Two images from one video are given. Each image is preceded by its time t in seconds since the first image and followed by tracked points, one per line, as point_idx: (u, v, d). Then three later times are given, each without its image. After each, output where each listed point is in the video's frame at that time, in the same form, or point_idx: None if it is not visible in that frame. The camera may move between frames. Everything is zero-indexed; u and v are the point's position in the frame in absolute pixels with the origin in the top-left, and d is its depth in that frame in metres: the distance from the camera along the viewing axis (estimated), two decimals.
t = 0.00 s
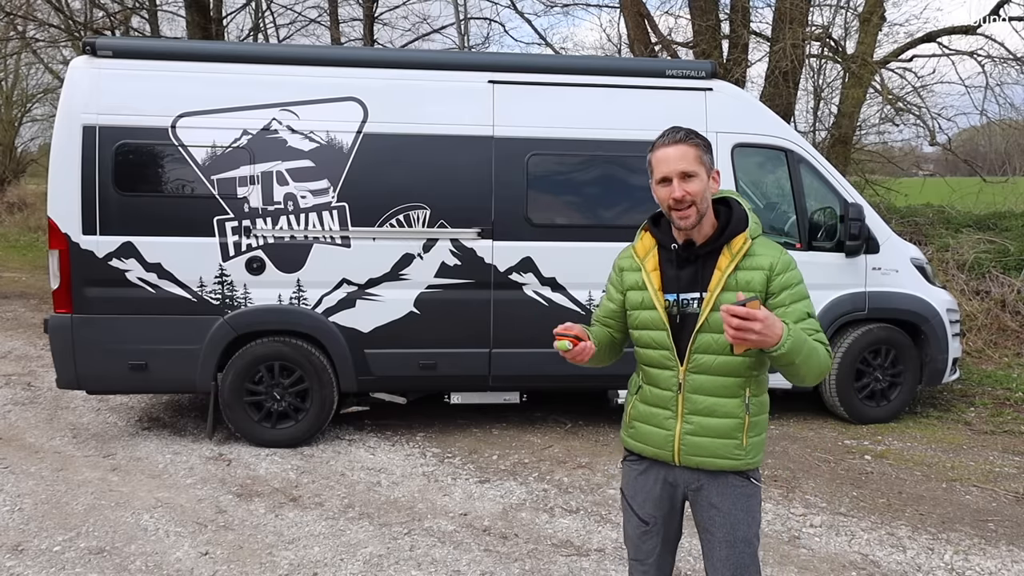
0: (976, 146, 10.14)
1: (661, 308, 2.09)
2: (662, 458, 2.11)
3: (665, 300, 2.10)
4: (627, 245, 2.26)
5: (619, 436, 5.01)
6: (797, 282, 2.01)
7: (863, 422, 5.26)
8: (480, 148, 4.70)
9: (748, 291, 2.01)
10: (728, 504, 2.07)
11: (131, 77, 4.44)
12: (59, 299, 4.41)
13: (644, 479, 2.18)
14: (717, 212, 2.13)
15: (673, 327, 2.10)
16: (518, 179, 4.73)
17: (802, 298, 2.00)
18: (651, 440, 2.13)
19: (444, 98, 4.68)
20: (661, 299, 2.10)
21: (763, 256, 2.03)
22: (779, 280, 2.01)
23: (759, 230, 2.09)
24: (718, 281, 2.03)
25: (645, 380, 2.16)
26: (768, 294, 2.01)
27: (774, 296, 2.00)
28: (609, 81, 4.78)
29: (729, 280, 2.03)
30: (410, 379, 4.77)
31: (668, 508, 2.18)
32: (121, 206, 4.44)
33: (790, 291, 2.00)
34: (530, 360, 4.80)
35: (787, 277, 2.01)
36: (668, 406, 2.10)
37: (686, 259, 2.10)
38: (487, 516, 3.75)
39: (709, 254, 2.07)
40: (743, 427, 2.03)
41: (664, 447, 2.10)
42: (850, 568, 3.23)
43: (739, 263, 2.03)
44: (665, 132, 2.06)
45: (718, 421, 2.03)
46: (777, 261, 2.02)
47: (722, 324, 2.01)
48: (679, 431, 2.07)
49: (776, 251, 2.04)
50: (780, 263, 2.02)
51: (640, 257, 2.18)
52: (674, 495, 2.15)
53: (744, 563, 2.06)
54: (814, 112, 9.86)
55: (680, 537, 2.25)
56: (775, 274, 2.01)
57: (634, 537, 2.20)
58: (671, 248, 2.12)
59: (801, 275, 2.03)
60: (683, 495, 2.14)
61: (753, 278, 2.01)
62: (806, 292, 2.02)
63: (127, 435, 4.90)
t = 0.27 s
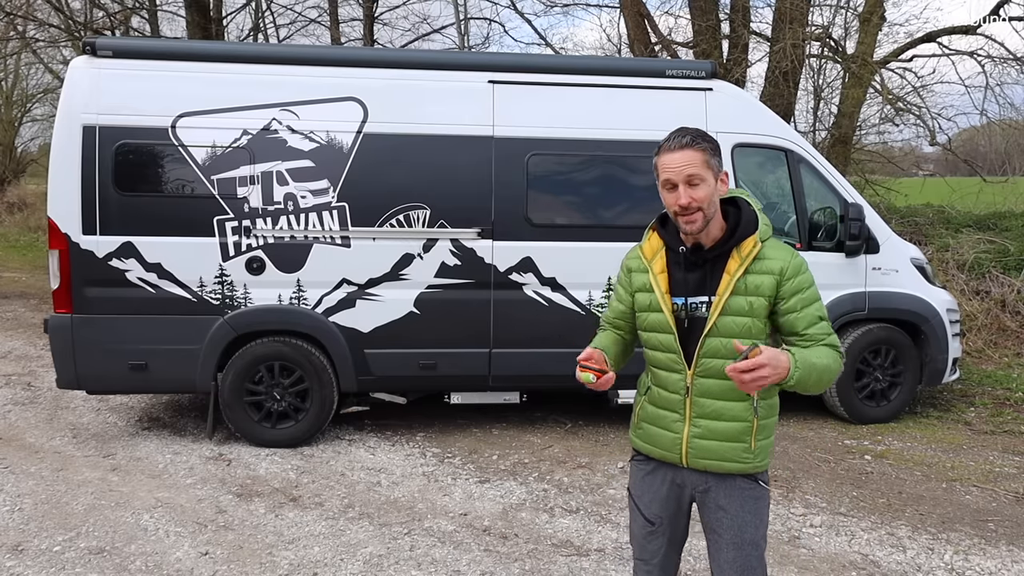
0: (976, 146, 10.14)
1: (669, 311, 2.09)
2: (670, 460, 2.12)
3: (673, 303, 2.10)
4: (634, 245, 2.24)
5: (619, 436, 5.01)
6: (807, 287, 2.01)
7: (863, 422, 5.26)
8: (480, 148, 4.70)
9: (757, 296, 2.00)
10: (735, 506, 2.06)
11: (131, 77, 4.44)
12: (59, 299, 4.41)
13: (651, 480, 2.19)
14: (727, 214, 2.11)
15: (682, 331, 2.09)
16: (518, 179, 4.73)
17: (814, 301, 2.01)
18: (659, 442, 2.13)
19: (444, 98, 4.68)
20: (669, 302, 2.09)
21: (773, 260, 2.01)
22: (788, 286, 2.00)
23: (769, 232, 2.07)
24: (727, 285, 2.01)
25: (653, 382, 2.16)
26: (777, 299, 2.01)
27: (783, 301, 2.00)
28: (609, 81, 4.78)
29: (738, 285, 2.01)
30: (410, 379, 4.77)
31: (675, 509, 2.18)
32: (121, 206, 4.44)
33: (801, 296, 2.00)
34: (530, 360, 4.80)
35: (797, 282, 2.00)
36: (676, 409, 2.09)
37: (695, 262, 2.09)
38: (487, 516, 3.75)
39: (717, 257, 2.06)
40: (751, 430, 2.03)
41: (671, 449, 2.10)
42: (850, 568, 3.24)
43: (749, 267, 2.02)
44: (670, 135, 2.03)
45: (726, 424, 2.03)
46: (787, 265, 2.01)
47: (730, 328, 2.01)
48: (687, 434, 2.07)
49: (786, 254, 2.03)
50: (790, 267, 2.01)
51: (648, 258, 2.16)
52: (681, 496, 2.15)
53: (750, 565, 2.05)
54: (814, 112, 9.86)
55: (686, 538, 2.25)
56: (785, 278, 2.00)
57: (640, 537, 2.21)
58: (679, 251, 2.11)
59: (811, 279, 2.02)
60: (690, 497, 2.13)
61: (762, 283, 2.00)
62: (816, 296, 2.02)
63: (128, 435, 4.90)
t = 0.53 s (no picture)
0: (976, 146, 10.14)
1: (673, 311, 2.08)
2: (673, 461, 2.12)
3: (677, 304, 2.09)
4: (639, 244, 2.23)
5: (619, 436, 5.01)
6: (812, 287, 1.98)
7: (863, 422, 5.26)
8: (480, 148, 4.70)
9: (761, 297, 1.99)
10: (739, 508, 2.06)
11: (131, 77, 4.44)
12: (59, 299, 4.41)
13: (655, 480, 2.19)
14: (733, 213, 2.09)
15: (685, 332, 2.09)
16: (518, 179, 4.73)
17: (820, 301, 1.97)
18: (662, 443, 2.13)
19: (445, 98, 4.68)
20: (673, 302, 2.08)
21: (778, 261, 2.00)
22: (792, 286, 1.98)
23: (775, 233, 2.05)
24: (731, 287, 2.01)
25: (657, 383, 2.16)
26: (782, 300, 2.00)
27: (789, 302, 1.98)
28: (609, 81, 4.78)
29: (742, 286, 2.01)
30: (410, 379, 4.77)
31: (678, 510, 2.18)
32: (121, 206, 4.44)
33: (806, 296, 1.97)
34: (530, 360, 4.80)
35: (802, 282, 1.98)
36: (679, 410, 2.09)
37: (699, 263, 2.08)
38: (487, 516, 3.75)
39: (722, 258, 2.05)
40: (755, 433, 2.02)
41: (674, 450, 2.10)
42: (850, 568, 3.24)
43: (754, 268, 2.01)
44: (675, 135, 2.02)
45: (729, 426, 2.03)
46: (792, 266, 1.99)
47: (734, 330, 2.01)
48: (690, 435, 2.07)
49: (792, 255, 2.01)
50: (795, 267, 1.99)
51: (654, 257, 2.16)
52: (684, 498, 2.16)
53: (753, 568, 2.05)
54: (814, 112, 9.86)
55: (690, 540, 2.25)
56: (789, 279, 1.98)
57: (642, 537, 2.21)
58: (684, 251, 2.10)
59: (818, 279, 1.99)
60: (693, 498, 2.14)
61: (766, 283, 1.99)
62: (824, 295, 1.98)
63: (128, 435, 4.90)
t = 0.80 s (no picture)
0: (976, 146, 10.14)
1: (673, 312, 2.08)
2: (674, 463, 2.12)
3: (677, 305, 2.09)
4: (642, 245, 2.24)
5: (619, 436, 5.01)
6: (812, 289, 1.98)
7: (863, 423, 5.26)
8: (480, 148, 4.70)
9: (761, 299, 1.99)
10: (740, 510, 2.06)
11: (130, 77, 4.44)
12: (59, 299, 4.41)
13: (656, 482, 2.19)
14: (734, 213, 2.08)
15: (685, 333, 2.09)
16: (518, 179, 4.73)
17: (819, 305, 1.97)
18: (663, 445, 2.13)
19: (445, 98, 4.68)
20: (673, 304, 2.08)
21: (779, 262, 1.99)
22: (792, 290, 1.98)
23: (777, 234, 2.04)
24: (731, 288, 2.01)
25: (658, 384, 2.17)
26: (782, 302, 1.99)
27: (789, 304, 1.98)
28: (609, 81, 4.78)
29: (742, 287, 2.00)
30: (410, 379, 4.77)
31: (679, 513, 2.18)
32: (121, 206, 4.44)
33: (806, 299, 1.97)
34: (530, 360, 4.80)
35: (802, 285, 1.97)
36: (680, 412, 2.10)
37: (700, 264, 2.08)
38: (487, 516, 3.75)
39: (723, 259, 2.04)
40: (756, 435, 2.02)
41: (675, 452, 2.11)
42: (850, 568, 3.24)
43: (754, 269, 2.00)
44: (680, 133, 2.04)
45: (730, 428, 2.03)
46: (792, 268, 1.98)
47: (734, 332, 2.01)
48: (691, 437, 2.07)
49: (793, 257, 2.00)
50: (796, 269, 1.98)
51: (655, 258, 2.16)
52: (685, 500, 2.15)
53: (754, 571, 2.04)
54: (814, 112, 9.86)
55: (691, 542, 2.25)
56: (789, 281, 1.97)
57: (643, 539, 2.21)
58: (685, 252, 2.10)
59: (817, 282, 1.99)
60: (694, 500, 2.13)
61: (766, 285, 1.99)
62: (822, 300, 1.98)
63: (127, 435, 4.90)
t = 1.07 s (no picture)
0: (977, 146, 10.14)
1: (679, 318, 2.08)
2: (683, 467, 2.12)
3: (684, 311, 2.09)
4: (648, 249, 2.24)
5: (619, 436, 5.01)
6: (822, 296, 1.95)
7: (863, 423, 5.26)
8: (479, 148, 4.70)
9: (769, 305, 1.97)
10: (750, 513, 2.05)
11: (130, 77, 4.44)
12: (59, 299, 4.41)
13: (663, 485, 2.19)
14: (742, 217, 2.07)
15: (692, 338, 2.09)
16: (518, 179, 4.73)
17: (829, 312, 1.95)
18: (672, 449, 2.13)
19: (445, 98, 4.68)
20: (679, 309, 2.08)
21: (788, 268, 1.97)
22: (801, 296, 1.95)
23: (785, 238, 2.02)
24: (739, 294, 1.99)
25: (667, 389, 2.17)
26: (791, 308, 1.97)
27: (797, 311, 1.95)
28: (609, 81, 4.78)
29: (750, 293, 1.98)
30: (410, 379, 4.77)
31: (687, 517, 2.17)
32: (121, 206, 4.44)
33: (815, 306, 1.95)
34: (530, 360, 4.80)
35: (811, 292, 1.95)
36: (688, 417, 2.09)
37: (706, 270, 2.07)
38: (487, 516, 3.75)
39: (730, 264, 2.03)
40: (766, 439, 2.02)
41: (684, 456, 2.11)
42: (850, 568, 3.24)
43: (762, 275, 1.98)
44: (682, 137, 2.03)
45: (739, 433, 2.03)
46: (802, 274, 1.96)
47: (743, 338, 2.00)
48: (700, 441, 2.07)
49: (802, 262, 1.98)
50: (805, 275, 1.96)
51: (660, 263, 2.16)
52: (694, 504, 2.15)
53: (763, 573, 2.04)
54: (814, 112, 9.85)
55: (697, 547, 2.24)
56: (799, 287, 1.95)
57: (648, 543, 2.21)
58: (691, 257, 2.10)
59: (828, 289, 1.96)
60: (703, 504, 2.13)
61: (775, 292, 1.96)
62: (832, 306, 1.96)
63: (128, 435, 4.90)
